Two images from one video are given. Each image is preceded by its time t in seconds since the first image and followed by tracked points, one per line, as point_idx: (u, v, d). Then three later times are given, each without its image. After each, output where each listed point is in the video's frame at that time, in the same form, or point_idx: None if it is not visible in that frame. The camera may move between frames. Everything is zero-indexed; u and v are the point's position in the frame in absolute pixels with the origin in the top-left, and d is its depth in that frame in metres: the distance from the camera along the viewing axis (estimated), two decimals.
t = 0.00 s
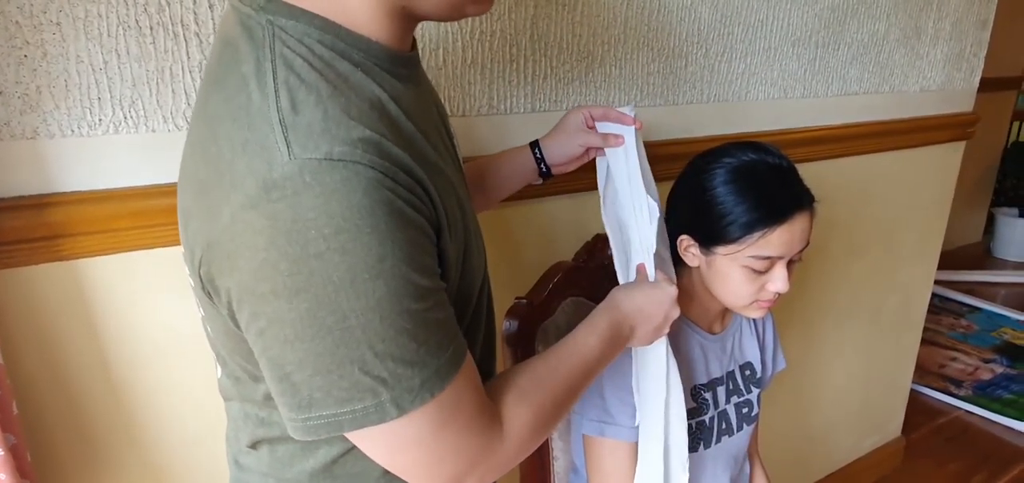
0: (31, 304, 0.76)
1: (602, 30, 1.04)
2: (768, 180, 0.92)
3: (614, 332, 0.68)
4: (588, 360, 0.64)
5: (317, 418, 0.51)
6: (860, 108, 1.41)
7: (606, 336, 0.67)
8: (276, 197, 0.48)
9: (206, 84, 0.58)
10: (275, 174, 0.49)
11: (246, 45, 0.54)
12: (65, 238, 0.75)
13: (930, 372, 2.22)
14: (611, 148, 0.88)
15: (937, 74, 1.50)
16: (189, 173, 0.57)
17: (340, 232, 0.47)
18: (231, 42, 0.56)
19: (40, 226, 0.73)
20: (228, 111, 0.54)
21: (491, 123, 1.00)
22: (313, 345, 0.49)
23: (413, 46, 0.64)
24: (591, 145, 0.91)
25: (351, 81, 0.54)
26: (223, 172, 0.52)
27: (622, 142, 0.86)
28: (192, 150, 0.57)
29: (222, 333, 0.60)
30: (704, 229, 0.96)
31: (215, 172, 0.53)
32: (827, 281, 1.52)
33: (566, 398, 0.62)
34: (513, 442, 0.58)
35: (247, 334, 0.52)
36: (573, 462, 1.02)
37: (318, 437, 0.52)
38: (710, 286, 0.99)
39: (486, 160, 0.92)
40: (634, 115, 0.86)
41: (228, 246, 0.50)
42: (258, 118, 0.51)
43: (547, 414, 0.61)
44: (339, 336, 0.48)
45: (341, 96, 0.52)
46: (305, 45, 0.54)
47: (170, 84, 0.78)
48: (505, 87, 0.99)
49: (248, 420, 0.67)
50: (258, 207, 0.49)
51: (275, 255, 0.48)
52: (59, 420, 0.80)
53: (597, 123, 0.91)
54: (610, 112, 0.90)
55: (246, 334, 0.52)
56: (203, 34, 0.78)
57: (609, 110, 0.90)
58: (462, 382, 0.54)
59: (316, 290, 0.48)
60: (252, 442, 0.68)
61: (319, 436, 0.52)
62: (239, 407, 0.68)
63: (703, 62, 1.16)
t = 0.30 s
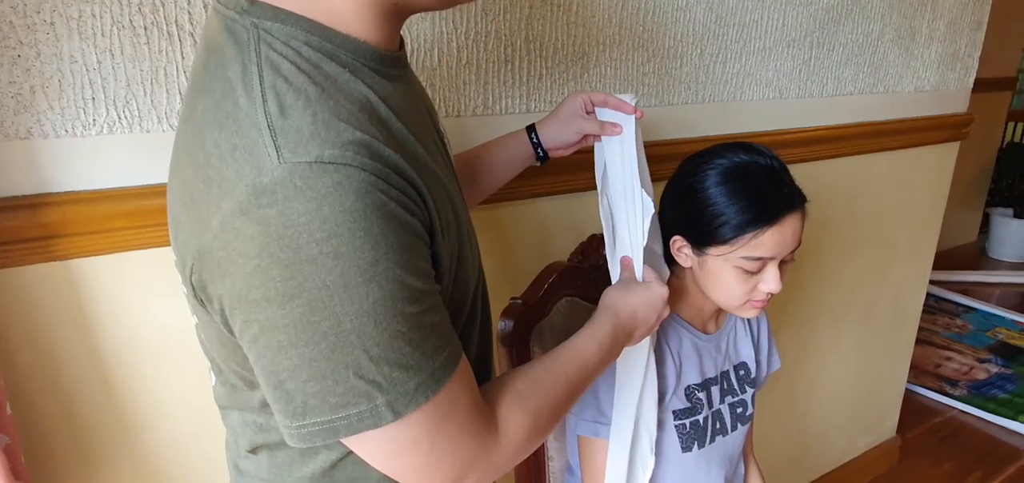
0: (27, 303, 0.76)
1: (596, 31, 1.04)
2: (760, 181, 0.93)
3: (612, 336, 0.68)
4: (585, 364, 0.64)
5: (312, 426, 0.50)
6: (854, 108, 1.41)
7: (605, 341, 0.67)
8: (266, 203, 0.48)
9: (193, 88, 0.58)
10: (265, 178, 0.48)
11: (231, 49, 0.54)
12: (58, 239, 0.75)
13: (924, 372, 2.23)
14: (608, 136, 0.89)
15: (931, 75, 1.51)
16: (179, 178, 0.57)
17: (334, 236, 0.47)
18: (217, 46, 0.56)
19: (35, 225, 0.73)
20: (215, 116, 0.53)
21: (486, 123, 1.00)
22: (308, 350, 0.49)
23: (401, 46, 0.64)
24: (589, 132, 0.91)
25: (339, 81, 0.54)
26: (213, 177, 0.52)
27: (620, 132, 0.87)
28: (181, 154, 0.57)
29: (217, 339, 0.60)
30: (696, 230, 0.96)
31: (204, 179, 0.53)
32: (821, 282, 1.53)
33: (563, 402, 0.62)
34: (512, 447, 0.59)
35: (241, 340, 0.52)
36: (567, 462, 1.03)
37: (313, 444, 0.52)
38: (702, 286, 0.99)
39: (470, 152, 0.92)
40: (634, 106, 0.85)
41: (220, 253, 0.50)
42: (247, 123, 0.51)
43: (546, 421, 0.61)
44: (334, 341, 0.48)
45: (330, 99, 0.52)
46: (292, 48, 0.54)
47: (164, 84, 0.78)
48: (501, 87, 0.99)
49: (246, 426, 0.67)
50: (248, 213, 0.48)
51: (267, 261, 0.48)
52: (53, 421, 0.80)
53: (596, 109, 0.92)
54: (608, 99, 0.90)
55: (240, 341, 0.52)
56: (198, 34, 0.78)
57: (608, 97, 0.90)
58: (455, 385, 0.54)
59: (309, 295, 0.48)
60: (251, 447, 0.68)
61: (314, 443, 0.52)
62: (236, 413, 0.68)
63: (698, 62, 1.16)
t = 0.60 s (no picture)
0: (24, 301, 0.76)
1: (594, 31, 1.04)
2: (759, 182, 0.93)
3: (603, 335, 0.68)
4: (577, 363, 0.64)
5: (302, 419, 0.50)
6: (852, 110, 1.41)
7: (596, 341, 0.67)
8: (254, 193, 0.48)
9: (186, 83, 0.57)
10: (254, 169, 0.48)
11: (222, 44, 0.55)
12: (55, 237, 0.75)
13: (921, 373, 2.23)
14: (575, 127, 0.87)
15: (929, 77, 1.51)
16: (171, 173, 0.57)
17: (323, 225, 0.47)
18: (208, 41, 0.56)
19: (30, 223, 0.73)
20: (206, 108, 0.54)
21: (483, 123, 1.00)
22: (300, 344, 0.49)
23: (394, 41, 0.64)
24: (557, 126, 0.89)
25: (330, 73, 0.54)
26: (202, 168, 0.52)
27: (587, 121, 0.85)
28: (173, 150, 0.57)
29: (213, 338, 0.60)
30: (694, 231, 0.96)
31: (194, 171, 0.53)
32: (819, 283, 1.53)
33: (556, 401, 0.62)
34: (506, 446, 0.59)
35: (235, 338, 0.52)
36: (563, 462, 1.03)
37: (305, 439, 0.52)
38: (699, 286, 1.00)
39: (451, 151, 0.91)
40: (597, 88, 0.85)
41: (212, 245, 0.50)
42: (235, 115, 0.51)
43: (538, 421, 0.61)
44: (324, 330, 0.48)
45: (320, 90, 0.52)
46: (282, 41, 0.54)
47: (161, 82, 0.78)
48: (498, 86, 0.99)
49: (244, 425, 0.67)
50: (237, 205, 0.49)
51: (256, 254, 0.48)
52: (48, 419, 0.80)
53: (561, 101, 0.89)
54: (569, 92, 0.87)
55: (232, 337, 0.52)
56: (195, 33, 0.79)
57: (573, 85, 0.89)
58: (450, 382, 0.54)
59: (299, 285, 0.48)
60: (249, 446, 0.68)
61: (306, 438, 0.51)
62: (234, 413, 0.68)
63: (696, 63, 1.16)
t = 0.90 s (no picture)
0: (20, 301, 0.76)
1: (592, 32, 1.04)
2: (758, 186, 0.93)
3: (589, 311, 0.68)
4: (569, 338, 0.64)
5: (310, 412, 0.50)
6: (850, 112, 1.41)
7: (584, 318, 0.67)
8: (254, 182, 0.48)
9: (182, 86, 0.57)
10: (252, 158, 0.48)
11: (215, 41, 0.54)
12: (52, 237, 0.75)
13: (919, 376, 2.22)
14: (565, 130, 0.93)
15: (926, 80, 1.51)
16: (165, 173, 0.57)
17: (324, 212, 0.47)
18: (201, 39, 0.56)
19: (27, 223, 0.73)
20: (200, 103, 0.53)
21: (480, 124, 1.00)
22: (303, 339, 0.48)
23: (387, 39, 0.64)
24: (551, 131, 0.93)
25: (325, 67, 0.54)
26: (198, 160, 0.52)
27: (574, 126, 0.93)
28: (168, 149, 0.57)
29: (213, 341, 0.60)
30: (693, 234, 0.96)
31: (190, 171, 0.53)
32: (816, 285, 1.53)
33: (553, 380, 0.62)
34: (510, 432, 0.59)
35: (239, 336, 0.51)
36: (560, 464, 1.03)
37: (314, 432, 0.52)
38: (698, 289, 1.00)
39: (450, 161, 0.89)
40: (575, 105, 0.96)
41: (212, 240, 0.50)
42: (230, 108, 0.51)
43: (538, 402, 0.61)
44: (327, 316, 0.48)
45: (315, 81, 0.52)
46: (276, 34, 0.54)
47: (159, 83, 0.78)
48: (496, 88, 0.99)
49: (244, 430, 0.67)
50: (236, 195, 0.48)
51: (254, 256, 0.48)
52: (45, 419, 0.80)
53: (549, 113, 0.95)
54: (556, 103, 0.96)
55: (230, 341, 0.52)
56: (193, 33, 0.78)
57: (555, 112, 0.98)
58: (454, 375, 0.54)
59: (297, 284, 0.48)
60: (250, 452, 0.68)
61: (313, 431, 0.52)
62: (233, 419, 0.68)
63: (694, 65, 1.16)
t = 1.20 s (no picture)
0: (17, 299, 0.76)
1: (594, 36, 1.04)
2: (761, 188, 0.93)
3: (600, 246, 0.68)
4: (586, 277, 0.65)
5: (336, 388, 0.51)
6: (850, 118, 1.41)
7: (597, 255, 0.67)
8: (258, 166, 0.47)
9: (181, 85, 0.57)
10: (255, 142, 0.48)
11: (212, 36, 0.54)
12: (51, 236, 0.75)
13: (916, 381, 2.23)
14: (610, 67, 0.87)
15: (926, 85, 1.51)
16: (163, 171, 0.57)
17: (332, 189, 0.47)
18: (198, 35, 0.56)
19: (25, 222, 0.72)
20: (198, 96, 0.53)
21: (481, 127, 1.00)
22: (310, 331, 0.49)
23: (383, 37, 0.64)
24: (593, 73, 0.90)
25: (323, 58, 0.54)
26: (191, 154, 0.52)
27: (622, 60, 0.86)
28: (165, 146, 0.57)
29: (212, 341, 0.60)
30: (696, 235, 0.96)
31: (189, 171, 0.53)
32: (814, 291, 1.53)
33: (581, 322, 0.63)
34: (546, 378, 0.60)
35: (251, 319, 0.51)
36: (557, 467, 1.03)
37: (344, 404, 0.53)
38: (698, 292, 0.99)
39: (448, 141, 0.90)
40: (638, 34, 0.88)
41: (214, 235, 0.50)
42: (228, 99, 0.51)
43: (569, 345, 0.62)
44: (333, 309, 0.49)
45: (313, 70, 0.52)
46: (273, 27, 0.53)
47: (159, 83, 0.77)
48: (497, 90, 0.99)
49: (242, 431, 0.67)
50: (240, 181, 0.48)
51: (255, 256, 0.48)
52: (43, 418, 0.80)
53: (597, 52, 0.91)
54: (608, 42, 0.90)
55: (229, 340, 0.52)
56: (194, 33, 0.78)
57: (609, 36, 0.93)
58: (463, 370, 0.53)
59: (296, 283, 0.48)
60: (247, 454, 0.67)
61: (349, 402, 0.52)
62: (231, 421, 0.67)
63: (695, 69, 1.16)
